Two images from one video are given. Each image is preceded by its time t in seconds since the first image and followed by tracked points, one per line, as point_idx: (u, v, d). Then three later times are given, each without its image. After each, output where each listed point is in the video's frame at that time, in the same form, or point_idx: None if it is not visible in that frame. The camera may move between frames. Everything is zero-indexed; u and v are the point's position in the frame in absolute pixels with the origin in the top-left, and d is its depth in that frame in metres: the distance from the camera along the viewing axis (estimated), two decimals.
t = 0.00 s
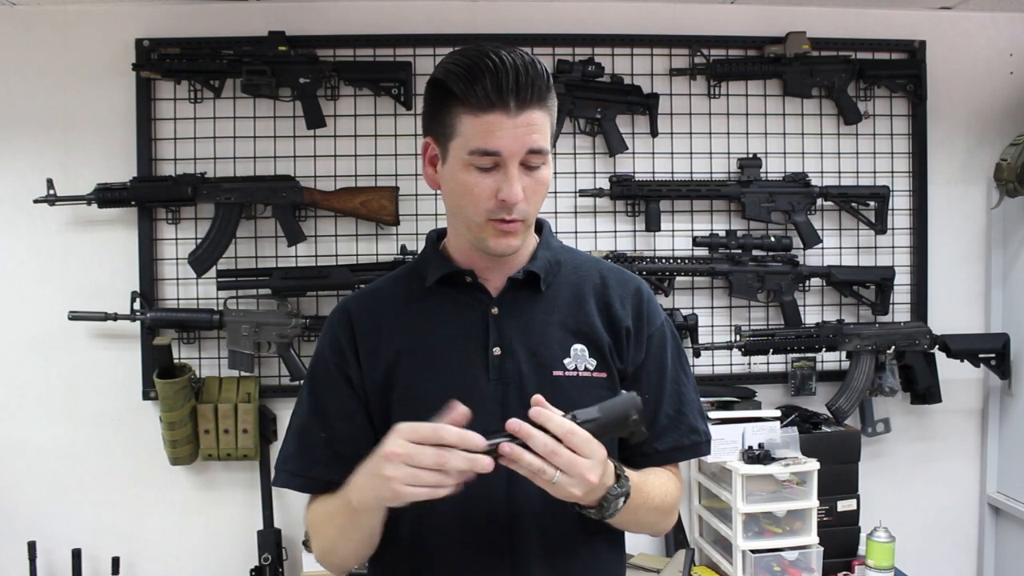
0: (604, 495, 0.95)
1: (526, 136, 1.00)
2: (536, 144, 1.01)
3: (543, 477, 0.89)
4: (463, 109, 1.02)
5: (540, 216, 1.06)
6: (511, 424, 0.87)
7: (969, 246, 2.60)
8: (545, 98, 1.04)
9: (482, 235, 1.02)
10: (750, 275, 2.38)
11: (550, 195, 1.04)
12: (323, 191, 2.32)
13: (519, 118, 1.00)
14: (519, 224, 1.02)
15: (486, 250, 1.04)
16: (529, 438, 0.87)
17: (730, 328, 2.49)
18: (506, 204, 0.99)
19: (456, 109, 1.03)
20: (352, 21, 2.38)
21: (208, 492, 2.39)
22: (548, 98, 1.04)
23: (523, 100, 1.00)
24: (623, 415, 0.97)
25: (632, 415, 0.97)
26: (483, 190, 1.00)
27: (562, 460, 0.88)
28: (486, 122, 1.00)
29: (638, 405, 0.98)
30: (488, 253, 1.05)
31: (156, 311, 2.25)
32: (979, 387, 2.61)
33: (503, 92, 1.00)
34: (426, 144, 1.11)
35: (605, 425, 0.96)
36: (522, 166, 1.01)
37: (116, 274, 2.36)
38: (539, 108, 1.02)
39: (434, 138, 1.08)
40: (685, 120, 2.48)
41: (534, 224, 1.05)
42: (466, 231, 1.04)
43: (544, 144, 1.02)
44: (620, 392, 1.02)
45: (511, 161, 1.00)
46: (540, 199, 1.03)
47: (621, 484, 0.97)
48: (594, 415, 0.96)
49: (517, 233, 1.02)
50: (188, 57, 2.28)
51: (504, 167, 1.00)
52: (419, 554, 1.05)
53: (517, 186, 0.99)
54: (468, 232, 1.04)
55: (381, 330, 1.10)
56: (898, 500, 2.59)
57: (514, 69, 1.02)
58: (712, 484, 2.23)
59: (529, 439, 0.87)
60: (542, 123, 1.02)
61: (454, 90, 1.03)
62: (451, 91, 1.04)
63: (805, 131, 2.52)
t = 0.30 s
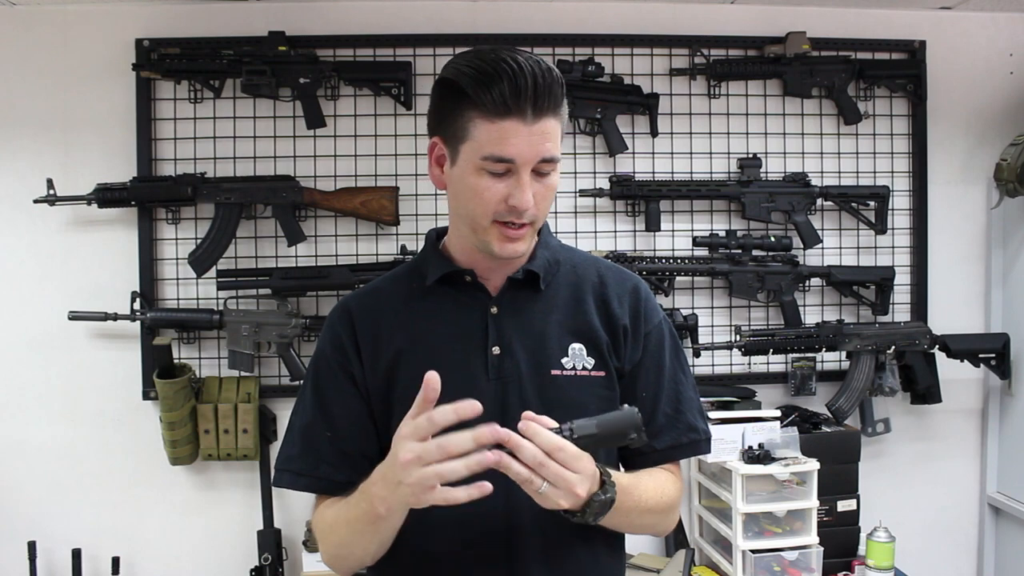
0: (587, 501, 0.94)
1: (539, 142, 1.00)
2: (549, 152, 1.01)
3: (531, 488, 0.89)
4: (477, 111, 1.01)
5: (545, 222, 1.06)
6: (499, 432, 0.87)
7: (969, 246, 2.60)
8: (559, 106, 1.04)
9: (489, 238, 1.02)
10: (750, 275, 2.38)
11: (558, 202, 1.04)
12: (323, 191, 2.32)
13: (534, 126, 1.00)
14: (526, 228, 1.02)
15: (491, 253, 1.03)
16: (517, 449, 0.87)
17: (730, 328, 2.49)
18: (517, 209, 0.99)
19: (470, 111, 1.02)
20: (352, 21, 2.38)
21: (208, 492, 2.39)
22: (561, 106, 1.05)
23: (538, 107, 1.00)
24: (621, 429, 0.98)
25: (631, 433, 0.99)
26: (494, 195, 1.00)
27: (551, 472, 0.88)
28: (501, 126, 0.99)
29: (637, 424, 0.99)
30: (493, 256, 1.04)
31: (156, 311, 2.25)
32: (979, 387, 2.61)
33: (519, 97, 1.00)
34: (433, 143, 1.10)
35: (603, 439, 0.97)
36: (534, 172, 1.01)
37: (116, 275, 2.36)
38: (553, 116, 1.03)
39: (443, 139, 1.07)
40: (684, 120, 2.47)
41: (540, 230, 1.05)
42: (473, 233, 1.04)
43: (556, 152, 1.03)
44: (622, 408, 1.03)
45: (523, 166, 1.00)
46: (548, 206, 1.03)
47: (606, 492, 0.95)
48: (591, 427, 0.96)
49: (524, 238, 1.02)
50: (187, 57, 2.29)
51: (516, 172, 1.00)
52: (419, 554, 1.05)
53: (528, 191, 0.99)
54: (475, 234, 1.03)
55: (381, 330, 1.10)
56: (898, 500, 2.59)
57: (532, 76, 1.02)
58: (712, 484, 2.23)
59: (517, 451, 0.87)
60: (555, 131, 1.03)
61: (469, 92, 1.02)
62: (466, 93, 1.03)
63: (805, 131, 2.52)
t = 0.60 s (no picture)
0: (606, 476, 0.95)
1: (546, 135, 1.00)
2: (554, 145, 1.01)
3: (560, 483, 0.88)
4: (486, 103, 1.01)
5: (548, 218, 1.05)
6: (507, 438, 0.87)
7: (969, 245, 2.60)
8: (567, 101, 1.04)
9: (491, 230, 1.01)
10: (750, 275, 2.38)
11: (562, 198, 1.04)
12: (323, 191, 2.32)
13: (542, 119, 1.00)
14: (529, 221, 1.01)
15: (494, 246, 1.02)
16: (528, 449, 0.86)
17: (730, 328, 2.49)
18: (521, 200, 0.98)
19: (478, 103, 1.02)
20: (352, 21, 2.38)
21: (208, 492, 2.39)
22: (568, 102, 1.05)
23: (547, 100, 1.01)
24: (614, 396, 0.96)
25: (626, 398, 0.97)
26: (499, 186, 0.99)
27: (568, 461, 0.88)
28: (509, 118, 1.00)
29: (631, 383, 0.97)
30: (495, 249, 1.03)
31: (156, 311, 2.24)
32: (979, 387, 2.61)
33: (528, 90, 1.00)
34: (442, 137, 1.10)
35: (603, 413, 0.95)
36: (539, 166, 1.01)
37: (116, 275, 2.36)
38: (561, 111, 1.03)
39: (450, 132, 1.07)
40: (684, 120, 2.47)
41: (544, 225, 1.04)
42: (476, 226, 1.03)
43: (561, 146, 1.03)
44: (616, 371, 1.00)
45: (529, 158, 1.00)
46: (551, 200, 1.02)
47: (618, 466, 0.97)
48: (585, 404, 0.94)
49: (527, 232, 1.02)
50: (187, 57, 2.29)
51: (522, 164, 1.00)
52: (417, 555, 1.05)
53: (533, 184, 0.99)
54: (478, 226, 1.03)
55: (380, 330, 1.10)
56: (898, 500, 2.59)
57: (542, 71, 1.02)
58: (712, 484, 2.23)
59: (528, 452, 0.86)
60: (562, 126, 1.03)
61: (478, 85, 1.03)
62: (475, 86, 1.04)
63: (805, 131, 2.52)
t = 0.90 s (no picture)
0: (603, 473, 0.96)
1: (522, 114, 1.02)
2: (531, 125, 1.02)
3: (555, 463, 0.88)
4: (467, 89, 1.06)
5: (534, 204, 1.03)
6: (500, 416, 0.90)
7: (969, 245, 2.60)
8: (552, 87, 1.06)
9: (469, 209, 1.01)
10: (750, 275, 2.38)
11: (545, 181, 1.03)
12: (323, 191, 2.32)
13: (519, 99, 1.02)
14: (506, 200, 1.01)
15: (472, 227, 1.03)
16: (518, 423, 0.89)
17: (730, 328, 2.49)
18: (493, 175, 0.99)
19: (462, 91, 1.07)
20: (352, 21, 2.38)
21: (208, 492, 2.39)
22: (554, 89, 1.06)
23: (525, 81, 1.03)
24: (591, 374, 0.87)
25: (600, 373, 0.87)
26: (474, 163, 1.01)
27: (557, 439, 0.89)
28: (486, 99, 1.03)
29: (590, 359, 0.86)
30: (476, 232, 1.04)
31: (156, 311, 2.24)
32: (979, 387, 2.61)
33: (505, 72, 1.03)
34: (438, 131, 1.14)
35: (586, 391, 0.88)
36: (516, 145, 1.02)
37: (116, 275, 2.36)
38: (542, 95, 1.04)
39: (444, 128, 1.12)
40: (684, 120, 2.48)
41: (526, 209, 1.02)
42: (457, 208, 1.05)
43: (542, 128, 1.03)
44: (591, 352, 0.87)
45: (505, 137, 1.02)
46: (531, 181, 1.01)
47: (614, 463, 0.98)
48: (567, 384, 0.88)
49: (504, 212, 1.01)
50: (187, 57, 2.29)
51: (498, 143, 1.02)
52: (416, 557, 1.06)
53: (506, 160, 1.00)
54: (459, 209, 1.04)
55: (380, 331, 1.10)
56: (898, 500, 2.59)
57: (523, 50, 1.04)
58: (712, 484, 2.23)
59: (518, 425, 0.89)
60: (544, 109, 1.04)
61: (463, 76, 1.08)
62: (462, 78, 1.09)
63: (805, 131, 2.52)
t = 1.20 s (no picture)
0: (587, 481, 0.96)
1: (512, 109, 1.02)
2: (522, 119, 1.03)
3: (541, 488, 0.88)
4: (458, 89, 1.06)
5: (529, 198, 1.03)
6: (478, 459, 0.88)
7: (969, 245, 2.60)
8: (542, 82, 1.06)
9: (464, 205, 1.01)
10: (750, 275, 2.38)
11: (539, 175, 1.03)
12: (323, 191, 2.32)
13: (508, 94, 1.03)
14: (500, 195, 1.00)
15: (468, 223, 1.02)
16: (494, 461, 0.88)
17: (730, 328, 2.49)
18: (486, 170, 0.99)
19: (452, 91, 1.08)
20: (352, 21, 2.38)
21: (208, 492, 2.39)
22: (544, 84, 1.07)
23: (514, 77, 1.04)
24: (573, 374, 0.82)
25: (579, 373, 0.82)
26: (466, 160, 1.01)
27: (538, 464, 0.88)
28: (476, 96, 1.04)
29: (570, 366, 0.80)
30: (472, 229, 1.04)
31: (156, 311, 2.24)
32: (979, 387, 2.61)
33: (494, 69, 1.04)
34: (432, 134, 1.14)
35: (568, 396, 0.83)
36: (508, 139, 1.02)
37: (116, 275, 2.36)
38: (532, 90, 1.05)
39: (438, 130, 1.13)
40: (684, 120, 2.47)
41: (521, 203, 1.02)
42: (452, 206, 1.04)
43: (532, 122, 1.03)
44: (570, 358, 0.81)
45: (496, 132, 1.02)
46: (525, 174, 1.01)
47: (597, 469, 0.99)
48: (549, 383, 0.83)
49: (499, 206, 1.00)
50: (187, 57, 2.29)
51: (489, 138, 1.02)
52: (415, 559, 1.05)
53: (499, 154, 1.00)
54: (454, 207, 1.04)
55: (380, 331, 1.10)
56: (898, 500, 2.59)
57: (512, 47, 1.05)
58: (712, 484, 2.23)
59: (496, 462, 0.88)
60: (534, 103, 1.05)
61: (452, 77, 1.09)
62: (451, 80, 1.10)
63: (805, 131, 2.52)
